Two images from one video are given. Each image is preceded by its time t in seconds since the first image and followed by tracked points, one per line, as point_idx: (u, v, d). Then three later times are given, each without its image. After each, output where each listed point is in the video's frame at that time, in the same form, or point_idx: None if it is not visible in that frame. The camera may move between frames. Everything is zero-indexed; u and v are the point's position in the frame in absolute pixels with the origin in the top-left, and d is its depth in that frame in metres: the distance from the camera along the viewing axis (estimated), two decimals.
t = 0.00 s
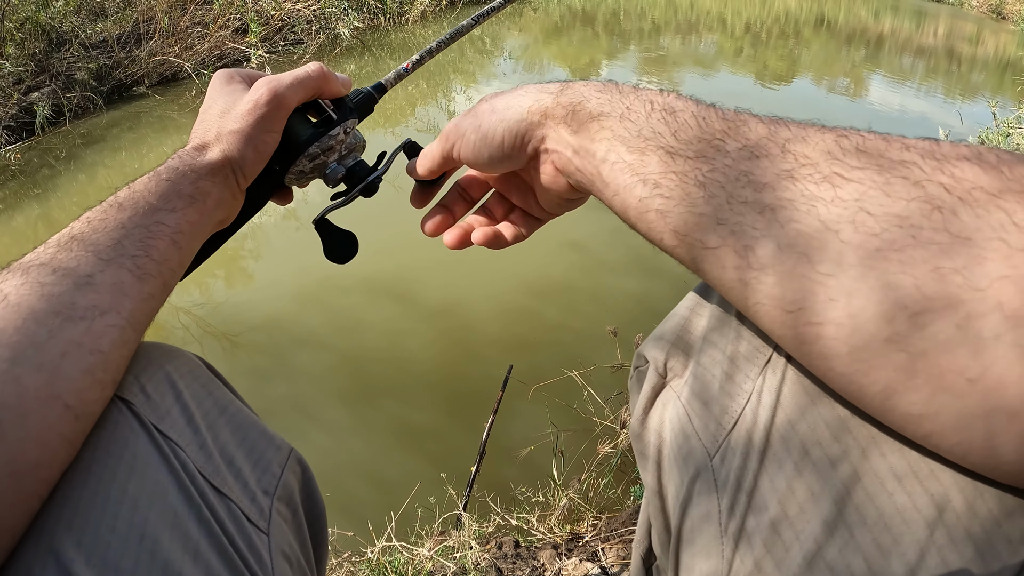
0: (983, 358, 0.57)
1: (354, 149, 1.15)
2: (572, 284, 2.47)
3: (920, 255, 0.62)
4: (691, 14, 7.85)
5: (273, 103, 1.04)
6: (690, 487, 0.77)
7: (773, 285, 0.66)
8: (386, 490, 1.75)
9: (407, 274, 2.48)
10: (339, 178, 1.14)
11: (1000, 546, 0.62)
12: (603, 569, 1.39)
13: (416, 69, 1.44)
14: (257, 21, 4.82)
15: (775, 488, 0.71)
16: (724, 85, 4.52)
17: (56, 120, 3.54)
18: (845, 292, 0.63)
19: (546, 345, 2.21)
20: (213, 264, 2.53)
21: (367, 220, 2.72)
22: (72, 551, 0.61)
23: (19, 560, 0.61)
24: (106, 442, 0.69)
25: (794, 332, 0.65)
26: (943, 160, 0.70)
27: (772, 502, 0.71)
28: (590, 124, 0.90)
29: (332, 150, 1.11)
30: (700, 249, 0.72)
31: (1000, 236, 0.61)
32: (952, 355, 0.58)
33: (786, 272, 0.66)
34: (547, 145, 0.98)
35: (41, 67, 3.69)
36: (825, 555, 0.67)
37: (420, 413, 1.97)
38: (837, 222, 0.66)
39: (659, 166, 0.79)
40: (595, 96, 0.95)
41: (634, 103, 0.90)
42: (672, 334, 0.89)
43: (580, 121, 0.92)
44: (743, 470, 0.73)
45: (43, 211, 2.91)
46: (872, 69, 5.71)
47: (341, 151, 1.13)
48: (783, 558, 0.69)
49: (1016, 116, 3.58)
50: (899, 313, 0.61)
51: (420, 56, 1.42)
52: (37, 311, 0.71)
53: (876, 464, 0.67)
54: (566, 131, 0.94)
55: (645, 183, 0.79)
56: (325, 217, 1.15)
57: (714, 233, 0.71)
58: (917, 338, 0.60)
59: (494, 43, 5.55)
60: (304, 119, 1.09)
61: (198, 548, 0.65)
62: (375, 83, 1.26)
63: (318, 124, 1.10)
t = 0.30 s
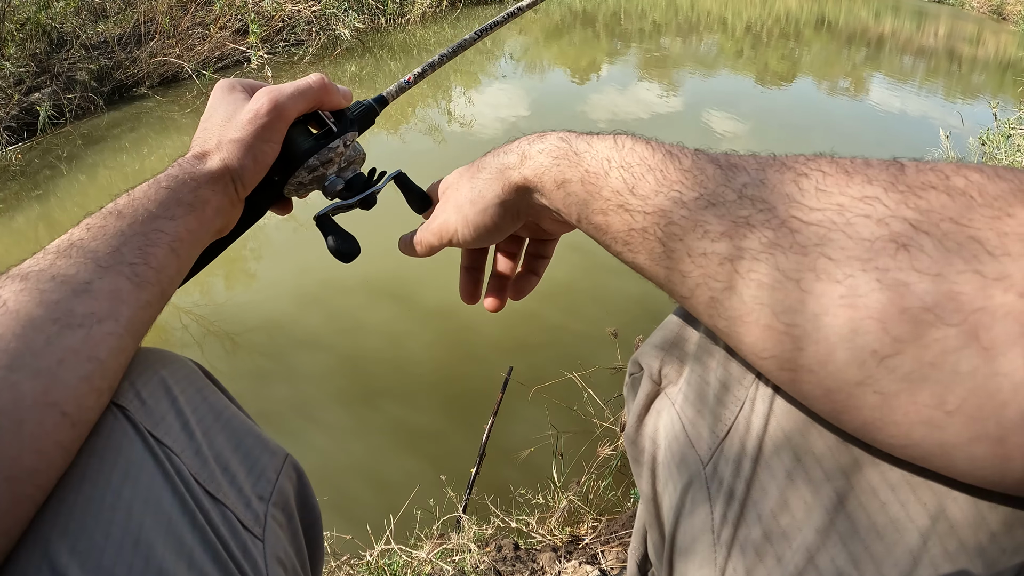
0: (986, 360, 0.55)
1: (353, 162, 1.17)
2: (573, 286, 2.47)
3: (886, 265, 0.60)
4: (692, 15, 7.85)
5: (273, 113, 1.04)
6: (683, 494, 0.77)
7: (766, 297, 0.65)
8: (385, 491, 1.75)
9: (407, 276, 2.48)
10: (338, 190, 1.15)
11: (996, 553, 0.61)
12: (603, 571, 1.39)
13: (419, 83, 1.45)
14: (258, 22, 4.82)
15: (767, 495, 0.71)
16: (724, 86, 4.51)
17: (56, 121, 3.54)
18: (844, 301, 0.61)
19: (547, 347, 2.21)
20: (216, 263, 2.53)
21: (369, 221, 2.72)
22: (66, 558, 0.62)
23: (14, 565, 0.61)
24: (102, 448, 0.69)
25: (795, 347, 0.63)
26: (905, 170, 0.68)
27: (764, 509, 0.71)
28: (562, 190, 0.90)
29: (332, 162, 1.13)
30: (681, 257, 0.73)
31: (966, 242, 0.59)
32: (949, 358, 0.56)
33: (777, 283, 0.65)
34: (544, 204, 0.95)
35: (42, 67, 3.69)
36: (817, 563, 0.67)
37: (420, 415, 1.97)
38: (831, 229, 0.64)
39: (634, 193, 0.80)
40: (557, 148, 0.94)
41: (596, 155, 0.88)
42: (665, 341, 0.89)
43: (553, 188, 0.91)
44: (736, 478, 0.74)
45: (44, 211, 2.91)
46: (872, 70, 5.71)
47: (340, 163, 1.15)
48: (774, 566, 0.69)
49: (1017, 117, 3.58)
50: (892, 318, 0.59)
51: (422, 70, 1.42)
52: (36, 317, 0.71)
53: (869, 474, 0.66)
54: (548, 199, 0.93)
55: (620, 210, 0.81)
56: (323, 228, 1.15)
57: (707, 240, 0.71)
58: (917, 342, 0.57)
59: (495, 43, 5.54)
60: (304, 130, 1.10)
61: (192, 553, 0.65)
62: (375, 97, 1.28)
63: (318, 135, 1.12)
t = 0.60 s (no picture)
0: (995, 374, 0.54)
1: (353, 172, 1.18)
2: (576, 287, 2.47)
3: (894, 274, 0.60)
4: (693, 16, 7.84)
5: (283, 124, 1.05)
6: (683, 498, 0.78)
7: (773, 308, 0.65)
8: (386, 492, 1.76)
9: (409, 276, 2.49)
10: (337, 201, 1.16)
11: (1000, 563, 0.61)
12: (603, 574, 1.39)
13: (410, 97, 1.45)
14: (259, 23, 4.82)
15: (769, 499, 0.72)
16: (725, 87, 4.52)
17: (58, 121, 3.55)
18: (852, 310, 0.61)
19: (549, 349, 2.21)
20: (216, 265, 2.54)
21: (370, 223, 2.72)
22: (67, 560, 0.61)
23: (16, 567, 0.61)
24: (103, 451, 0.69)
25: (802, 356, 0.63)
26: (915, 178, 0.68)
27: (765, 514, 0.71)
28: (566, 198, 0.90)
29: (334, 172, 1.14)
30: (685, 264, 0.73)
31: (977, 252, 0.59)
32: (957, 368, 0.56)
33: (783, 290, 0.65)
34: (551, 211, 0.95)
35: (42, 68, 3.69)
36: (819, 568, 0.67)
37: (421, 416, 1.97)
38: (840, 238, 0.64)
39: (638, 200, 0.81)
40: (557, 154, 0.94)
41: (598, 161, 0.89)
42: (666, 345, 0.89)
43: (557, 194, 0.91)
44: (737, 482, 0.74)
45: (45, 212, 2.91)
46: (874, 71, 5.70)
47: (341, 174, 1.15)
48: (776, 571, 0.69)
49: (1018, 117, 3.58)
50: (900, 328, 0.58)
51: (416, 83, 1.43)
52: (41, 321, 0.71)
53: (872, 481, 0.67)
54: (554, 206, 0.93)
55: (624, 217, 0.81)
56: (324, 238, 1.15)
57: (711, 246, 0.71)
58: (926, 353, 0.57)
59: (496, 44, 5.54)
60: (308, 140, 1.10)
61: (192, 556, 0.65)
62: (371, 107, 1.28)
63: (322, 145, 1.12)
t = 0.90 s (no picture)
0: (997, 373, 0.54)
1: (360, 166, 1.17)
2: (577, 288, 2.47)
3: (897, 273, 0.60)
4: (693, 16, 7.84)
5: (279, 121, 1.03)
6: (684, 499, 0.77)
7: (775, 307, 0.65)
8: (385, 493, 1.75)
9: (409, 276, 2.48)
10: (344, 196, 1.15)
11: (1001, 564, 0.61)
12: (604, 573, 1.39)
13: (432, 79, 1.44)
14: (259, 24, 4.83)
15: (769, 499, 0.71)
16: (726, 87, 4.52)
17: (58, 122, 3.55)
18: (854, 308, 0.61)
19: (549, 349, 2.21)
20: (216, 265, 2.54)
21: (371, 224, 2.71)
22: (66, 561, 0.61)
23: (14, 567, 0.61)
24: (102, 451, 0.69)
25: (803, 355, 0.63)
26: (916, 177, 0.68)
27: (766, 514, 0.71)
28: (565, 196, 0.90)
29: (339, 168, 1.13)
30: (686, 263, 0.73)
31: (978, 251, 0.59)
32: (960, 368, 0.56)
33: (785, 288, 0.65)
34: (549, 210, 0.95)
35: (43, 69, 3.69)
36: (819, 569, 0.67)
37: (422, 417, 1.96)
38: (841, 237, 0.64)
39: (638, 199, 0.80)
40: (556, 150, 0.94)
41: (598, 159, 0.88)
42: (666, 345, 0.89)
43: (555, 194, 0.91)
44: (737, 483, 0.74)
45: (46, 212, 2.92)
46: (874, 72, 5.71)
47: (347, 168, 1.14)
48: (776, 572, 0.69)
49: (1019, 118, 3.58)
50: (903, 326, 0.58)
51: (437, 68, 1.41)
52: (38, 322, 0.71)
53: (874, 483, 0.67)
54: (552, 204, 0.92)
55: (625, 216, 0.81)
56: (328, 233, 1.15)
57: (713, 245, 0.71)
58: (929, 352, 0.57)
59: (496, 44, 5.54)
60: (312, 134, 1.09)
61: (192, 557, 0.65)
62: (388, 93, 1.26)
63: (326, 139, 1.11)
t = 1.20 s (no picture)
0: (999, 372, 0.54)
1: (358, 158, 1.15)
2: (577, 288, 2.46)
3: (897, 271, 0.60)
4: (694, 17, 7.85)
5: (268, 119, 1.02)
6: (685, 498, 0.77)
7: (777, 306, 0.65)
8: (385, 493, 1.75)
9: (410, 276, 2.48)
10: (342, 190, 1.14)
11: (1000, 563, 0.60)
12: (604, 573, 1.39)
13: (432, 67, 1.44)
14: (260, 24, 4.83)
15: (770, 499, 0.71)
16: (727, 88, 4.53)
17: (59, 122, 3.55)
18: (855, 307, 0.61)
19: (550, 350, 2.21)
20: (217, 266, 2.53)
21: (371, 224, 2.72)
22: (66, 560, 0.61)
23: (14, 567, 0.61)
24: (103, 450, 0.69)
25: (804, 353, 0.63)
26: (917, 176, 0.68)
27: (767, 514, 0.71)
28: (566, 195, 0.90)
29: (335, 162, 1.11)
30: (687, 262, 0.73)
31: (979, 250, 0.58)
32: (960, 366, 0.56)
33: (787, 286, 0.65)
34: (549, 208, 0.95)
35: (45, 69, 3.69)
36: (820, 568, 0.67)
37: (423, 417, 1.96)
38: (842, 235, 0.64)
39: (638, 198, 0.80)
40: (556, 149, 0.94)
41: (599, 157, 0.88)
42: (667, 345, 0.89)
43: (556, 193, 0.91)
44: (738, 482, 0.74)
45: (46, 212, 2.92)
46: (874, 73, 5.71)
47: (344, 162, 1.13)
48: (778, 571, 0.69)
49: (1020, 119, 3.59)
50: (904, 325, 0.58)
51: (436, 54, 1.41)
52: (40, 320, 0.71)
53: (873, 480, 0.66)
54: (552, 203, 0.92)
55: (625, 215, 0.81)
56: (328, 229, 1.15)
57: (714, 243, 0.71)
58: (929, 351, 0.57)
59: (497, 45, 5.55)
60: (307, 128, 1.08)
61: (192, 556, 0.65)
62: (386, 82, 1.24)
63: (322, 132, 1.09)
